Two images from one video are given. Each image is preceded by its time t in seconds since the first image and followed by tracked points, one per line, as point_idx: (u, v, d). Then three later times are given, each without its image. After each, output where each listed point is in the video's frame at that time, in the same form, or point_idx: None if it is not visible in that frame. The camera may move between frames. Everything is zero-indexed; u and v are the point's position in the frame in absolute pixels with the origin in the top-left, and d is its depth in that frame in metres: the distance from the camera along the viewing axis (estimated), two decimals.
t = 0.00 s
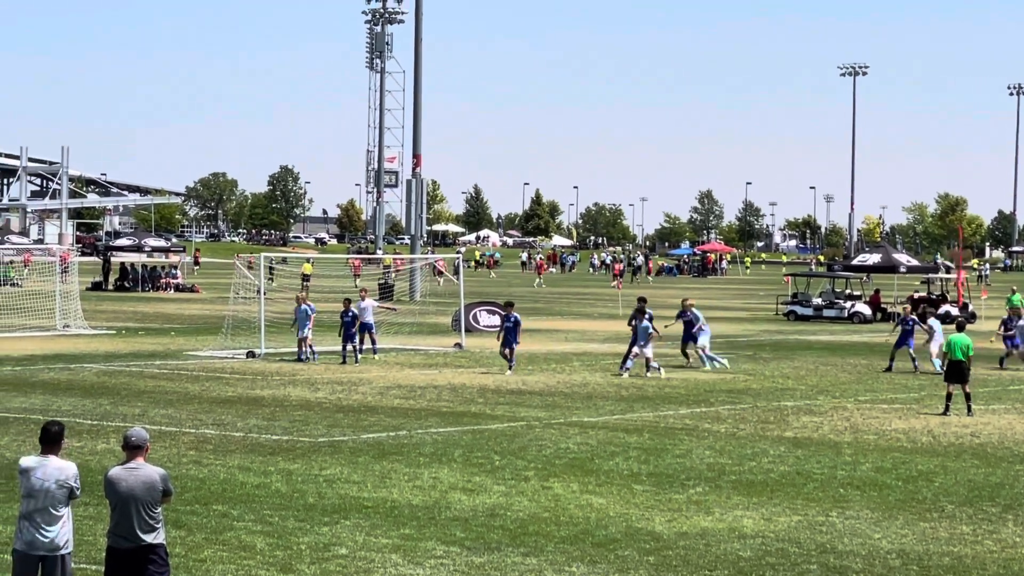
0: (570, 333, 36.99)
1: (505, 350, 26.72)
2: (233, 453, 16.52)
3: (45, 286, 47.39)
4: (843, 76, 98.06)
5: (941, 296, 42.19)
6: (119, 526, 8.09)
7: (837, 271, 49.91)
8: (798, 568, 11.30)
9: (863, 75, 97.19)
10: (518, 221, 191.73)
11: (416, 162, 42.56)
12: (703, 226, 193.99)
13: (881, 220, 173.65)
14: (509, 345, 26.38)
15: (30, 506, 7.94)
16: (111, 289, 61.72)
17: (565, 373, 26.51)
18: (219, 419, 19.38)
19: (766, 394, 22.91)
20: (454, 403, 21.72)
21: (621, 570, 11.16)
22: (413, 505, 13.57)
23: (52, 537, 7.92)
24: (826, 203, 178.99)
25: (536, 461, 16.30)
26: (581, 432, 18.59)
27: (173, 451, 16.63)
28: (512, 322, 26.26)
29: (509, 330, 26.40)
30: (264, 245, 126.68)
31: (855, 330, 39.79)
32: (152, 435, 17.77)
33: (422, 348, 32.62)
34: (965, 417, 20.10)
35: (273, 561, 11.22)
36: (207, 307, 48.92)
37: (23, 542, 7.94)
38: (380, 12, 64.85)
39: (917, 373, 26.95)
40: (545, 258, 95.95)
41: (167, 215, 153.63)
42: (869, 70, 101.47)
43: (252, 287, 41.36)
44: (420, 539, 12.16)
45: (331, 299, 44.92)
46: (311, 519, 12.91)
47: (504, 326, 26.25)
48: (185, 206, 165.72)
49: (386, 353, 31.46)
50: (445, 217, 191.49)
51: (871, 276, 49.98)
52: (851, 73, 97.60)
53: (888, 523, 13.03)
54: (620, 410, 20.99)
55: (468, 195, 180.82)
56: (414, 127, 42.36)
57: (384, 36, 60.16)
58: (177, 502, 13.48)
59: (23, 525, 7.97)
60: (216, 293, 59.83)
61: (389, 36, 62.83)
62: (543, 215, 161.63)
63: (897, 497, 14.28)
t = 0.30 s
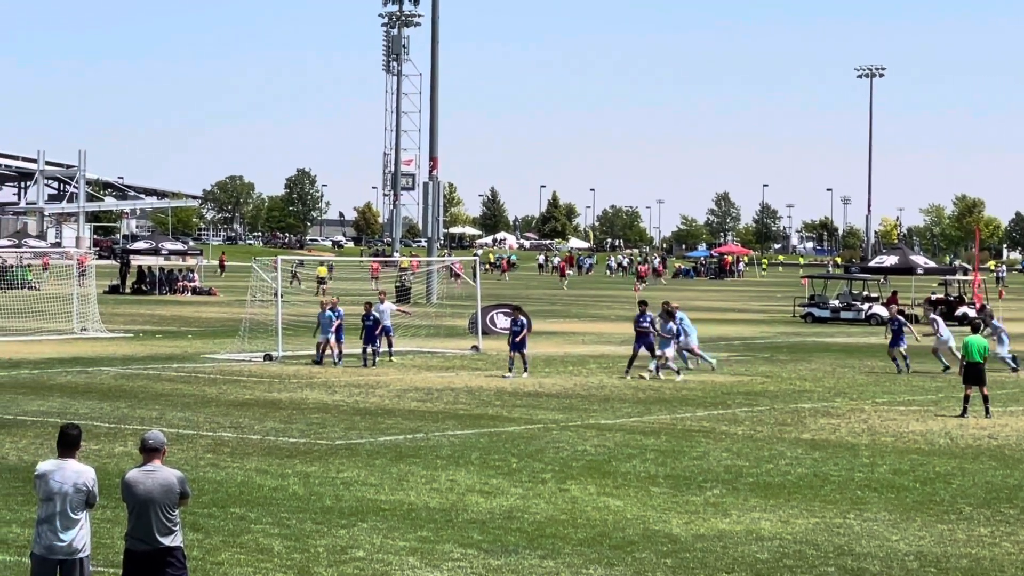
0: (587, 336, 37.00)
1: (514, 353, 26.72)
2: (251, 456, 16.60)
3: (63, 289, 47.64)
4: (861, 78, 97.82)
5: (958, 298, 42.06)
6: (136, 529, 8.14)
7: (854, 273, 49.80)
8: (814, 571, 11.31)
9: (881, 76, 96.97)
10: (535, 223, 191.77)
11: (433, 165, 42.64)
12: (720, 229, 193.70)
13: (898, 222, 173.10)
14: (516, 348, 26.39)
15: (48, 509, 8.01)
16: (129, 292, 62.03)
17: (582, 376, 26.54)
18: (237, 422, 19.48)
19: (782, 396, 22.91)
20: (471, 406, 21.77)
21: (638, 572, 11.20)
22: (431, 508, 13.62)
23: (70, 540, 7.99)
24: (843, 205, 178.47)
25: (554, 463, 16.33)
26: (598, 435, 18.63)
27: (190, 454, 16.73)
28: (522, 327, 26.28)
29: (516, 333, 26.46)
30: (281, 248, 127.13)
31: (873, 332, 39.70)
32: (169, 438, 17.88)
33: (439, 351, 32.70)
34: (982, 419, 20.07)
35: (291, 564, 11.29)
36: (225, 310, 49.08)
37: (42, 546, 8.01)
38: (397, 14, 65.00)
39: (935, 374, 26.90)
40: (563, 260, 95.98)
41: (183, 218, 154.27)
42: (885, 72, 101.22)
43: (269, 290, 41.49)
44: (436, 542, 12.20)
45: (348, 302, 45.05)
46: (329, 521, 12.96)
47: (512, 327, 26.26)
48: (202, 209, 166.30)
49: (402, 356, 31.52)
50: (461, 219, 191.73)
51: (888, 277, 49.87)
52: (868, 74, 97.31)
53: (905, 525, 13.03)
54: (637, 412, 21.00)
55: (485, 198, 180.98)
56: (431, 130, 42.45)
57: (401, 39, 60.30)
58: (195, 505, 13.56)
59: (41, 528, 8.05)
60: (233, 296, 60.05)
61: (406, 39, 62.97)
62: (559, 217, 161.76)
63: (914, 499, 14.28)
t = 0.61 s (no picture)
0: (605, 338, 37.01)
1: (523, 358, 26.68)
2: (270, 460, 16.68)
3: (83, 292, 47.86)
4: (879, 79, 97.52)
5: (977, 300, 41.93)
6: (156, 532, 8.21)
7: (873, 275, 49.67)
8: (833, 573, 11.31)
9: (899, 78, 96.68)
10: (553, 226, 191.78)
11: (451, 169, 42.71)
12: (739, 231, 193.38)
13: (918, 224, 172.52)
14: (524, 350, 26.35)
15: (67, 513, 8.08)
16: (149, 296, 62.29)
17: (600, 378, 26.56)
18: (256, 426, 19.56)
19: (801, 399, 22.88)
20: (490, 409, 21.81)
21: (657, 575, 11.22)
22: (449, 511, 13.67)
23: (89, 544, 8.06)
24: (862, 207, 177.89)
25: (572, 466, 16.37)
26: (617, 437, 18.66)
27: (210, 457, 16.83)
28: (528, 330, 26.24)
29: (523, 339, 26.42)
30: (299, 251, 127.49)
31: (892, 334, 39.58)
32: (188, 441, 17.97)
33: (458, 354, 32.76)
34: (1001, 421, 20.00)
35: (311, 567, 11.35)
36: (244, 314, 49.21)
37: (62, 551, 8.07)
38: (414, 18, 65.11)
39: (954, 377, 26.82)
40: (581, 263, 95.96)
41: (202, 222, 154.86)
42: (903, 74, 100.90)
43: (288, 293, 41.61)
44: (456, 544, 12.25)
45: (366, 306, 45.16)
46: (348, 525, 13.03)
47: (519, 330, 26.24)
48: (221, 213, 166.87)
49: (420, 359, 31.60)
50: (480, 222, 191.91)
51: (907, 279, 49.74)
52: (886, 76, 97.02)
53: (925, 527, 13.03)
54: (656, 415, 21.02)
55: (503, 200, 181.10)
56: (449, 133, 42.52)
57: (419, 42, 60.40)
58: (214, 508, 13.64)
59: (60, 533, 8.11)
60: (252, 299, 60.25)
61: (424, 42, 63.07)
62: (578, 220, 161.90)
63: (934, 501, 14.27)
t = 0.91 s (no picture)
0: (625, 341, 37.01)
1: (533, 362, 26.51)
2: (291, 463, 16.74)
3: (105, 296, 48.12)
4: (901, 81, 97.13)
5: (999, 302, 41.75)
6: (177, 535, 8.26)
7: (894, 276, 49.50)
8: None
9: (921, 79, 96.27)
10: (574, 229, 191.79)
11: (472, 171, 42.77)
12: (760, 233, 192.88)
13: (939, 226, 171.73)
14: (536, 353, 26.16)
15: (88, 517, 8.14)
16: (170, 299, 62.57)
17: (622, 381, 26.56)
18: (278, 429, 19.64)
19: (823, 401, 22.84)
20: (511, 412, 21.83)
21: None
22: (470, 514, 13.70)
23: (110, 547, 8.12)
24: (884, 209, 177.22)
25: (594, 469, 16.39)
26: (638, 440, 18.67)
27: (232, 460, 16.92)
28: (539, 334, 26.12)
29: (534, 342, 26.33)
30: (320, 254, 127.81)
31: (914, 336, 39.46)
32: (210, 444, 18.07)
33: (479, 357, 32.82)
34: None
35: (331, 570, 11.40)
36: (265, 317, 49.38)
37: (82, 554, 8.13)
38: (435, 21, 65.20)
39: (976, 379, 26.73)
40: (602, 266, 95.96)
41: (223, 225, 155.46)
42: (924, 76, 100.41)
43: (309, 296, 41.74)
44: (477, 548, 12.28)
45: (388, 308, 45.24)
46: (369, 528, 13.07)
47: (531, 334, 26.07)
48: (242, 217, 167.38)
49: (441, 362, 31.66)
50: (501, 225, 192.03)
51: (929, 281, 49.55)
52: (908, 78, 96.61)
53: (947, 530, 12.99)
54: (677, 417, 21.00)
55: (523, 204, 181.19)
56: (470, 136, 42.58)
57: (439, 45, 60.49)
58: (235, 512, 13.71)
59: (81, 536, 8.17)
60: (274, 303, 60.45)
61: (445, 45, 63.13)
62: (599, 222, 161.92)
63: (956, 503, 14.23)
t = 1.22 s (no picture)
0: (648, 344, 36.98)
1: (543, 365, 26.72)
2: (314, 467, 16.80)
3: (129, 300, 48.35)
4: (924, 83, 96.78)
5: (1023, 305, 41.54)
6: (201, 539, 8.31)
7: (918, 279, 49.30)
8: None
9: (944, 81, 95.92)
10: (596, 232, 191.69)
11: (494, 175, 42.82)
12: (782, 236, 192.42)
13: (963, 229, 170.90)
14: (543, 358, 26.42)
15: (111, 521, 8.20)
16: (194, 303, 62.83)
17: (645, 385, 26.55)
18: (301, 433, 19.70)
19: (846, 405, 22.79)
20: (534, 416, 21.84)
21: None
22: (493, 518, 13.73)
23: (133, 551, 8.18)
24: (907, 212, 176.56)
25: (616, 473, 16.40)
26: (660, 444, 18.67)
27: (255, 464, 16.99)
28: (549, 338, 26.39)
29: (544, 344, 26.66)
30: (343, 258, 128.14)
31: (937, 339, 39.29)
32: (234, 449, 18.15)
33: (501, 360, 32.85)
34: None
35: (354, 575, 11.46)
36: (289, 321, 49.55)
37: (106, 558, 8.19)
38: (458, 25, 65.29)
39: (1000, 382, 26.60)
40: (624, 269, 95.90)
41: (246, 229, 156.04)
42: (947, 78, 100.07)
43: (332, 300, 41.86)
44: (500, 552, 12.31)
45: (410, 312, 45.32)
46: (392, 532, 13.11)
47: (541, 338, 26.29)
48: (265, 221, 167.91)
49: (464, 366, 31.71)
50: (523, 228, 192.14)
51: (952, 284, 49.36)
52: (931, 80, 96.25)
53: (971, 534, 12.94)
54: (700, 421, 20.96)
55: (546, 207, 181.19)
56: (492, 140, 42.63)
57: (462, 49, 60.55)
58: (258, 516, 13.77)
59: (104, 540, 8.23)
60: (297, 306, 60.64)
61: (467, 49, 63.19)
62: (621, 226, 161.81)
63: (980, 507, 14.17)
